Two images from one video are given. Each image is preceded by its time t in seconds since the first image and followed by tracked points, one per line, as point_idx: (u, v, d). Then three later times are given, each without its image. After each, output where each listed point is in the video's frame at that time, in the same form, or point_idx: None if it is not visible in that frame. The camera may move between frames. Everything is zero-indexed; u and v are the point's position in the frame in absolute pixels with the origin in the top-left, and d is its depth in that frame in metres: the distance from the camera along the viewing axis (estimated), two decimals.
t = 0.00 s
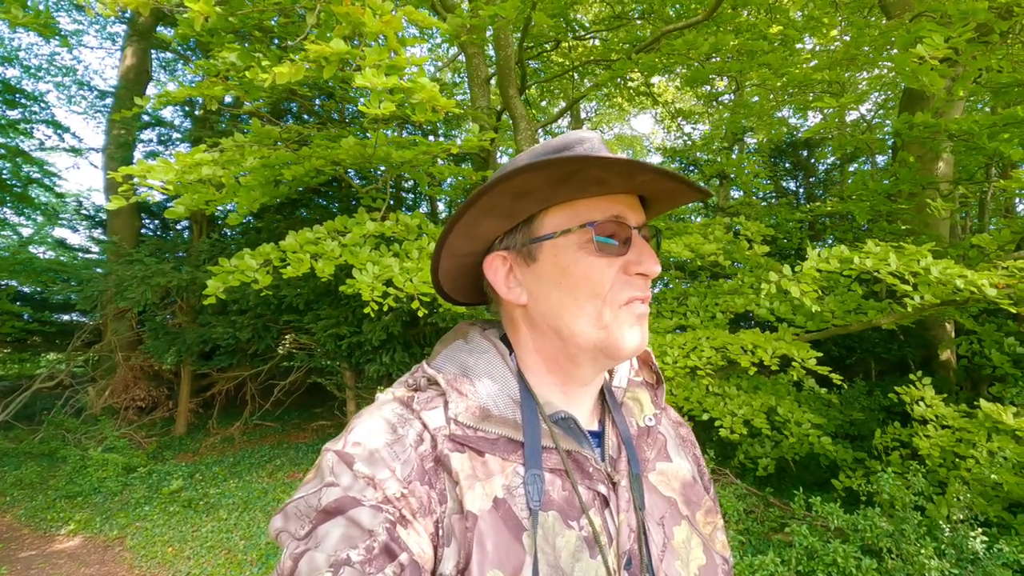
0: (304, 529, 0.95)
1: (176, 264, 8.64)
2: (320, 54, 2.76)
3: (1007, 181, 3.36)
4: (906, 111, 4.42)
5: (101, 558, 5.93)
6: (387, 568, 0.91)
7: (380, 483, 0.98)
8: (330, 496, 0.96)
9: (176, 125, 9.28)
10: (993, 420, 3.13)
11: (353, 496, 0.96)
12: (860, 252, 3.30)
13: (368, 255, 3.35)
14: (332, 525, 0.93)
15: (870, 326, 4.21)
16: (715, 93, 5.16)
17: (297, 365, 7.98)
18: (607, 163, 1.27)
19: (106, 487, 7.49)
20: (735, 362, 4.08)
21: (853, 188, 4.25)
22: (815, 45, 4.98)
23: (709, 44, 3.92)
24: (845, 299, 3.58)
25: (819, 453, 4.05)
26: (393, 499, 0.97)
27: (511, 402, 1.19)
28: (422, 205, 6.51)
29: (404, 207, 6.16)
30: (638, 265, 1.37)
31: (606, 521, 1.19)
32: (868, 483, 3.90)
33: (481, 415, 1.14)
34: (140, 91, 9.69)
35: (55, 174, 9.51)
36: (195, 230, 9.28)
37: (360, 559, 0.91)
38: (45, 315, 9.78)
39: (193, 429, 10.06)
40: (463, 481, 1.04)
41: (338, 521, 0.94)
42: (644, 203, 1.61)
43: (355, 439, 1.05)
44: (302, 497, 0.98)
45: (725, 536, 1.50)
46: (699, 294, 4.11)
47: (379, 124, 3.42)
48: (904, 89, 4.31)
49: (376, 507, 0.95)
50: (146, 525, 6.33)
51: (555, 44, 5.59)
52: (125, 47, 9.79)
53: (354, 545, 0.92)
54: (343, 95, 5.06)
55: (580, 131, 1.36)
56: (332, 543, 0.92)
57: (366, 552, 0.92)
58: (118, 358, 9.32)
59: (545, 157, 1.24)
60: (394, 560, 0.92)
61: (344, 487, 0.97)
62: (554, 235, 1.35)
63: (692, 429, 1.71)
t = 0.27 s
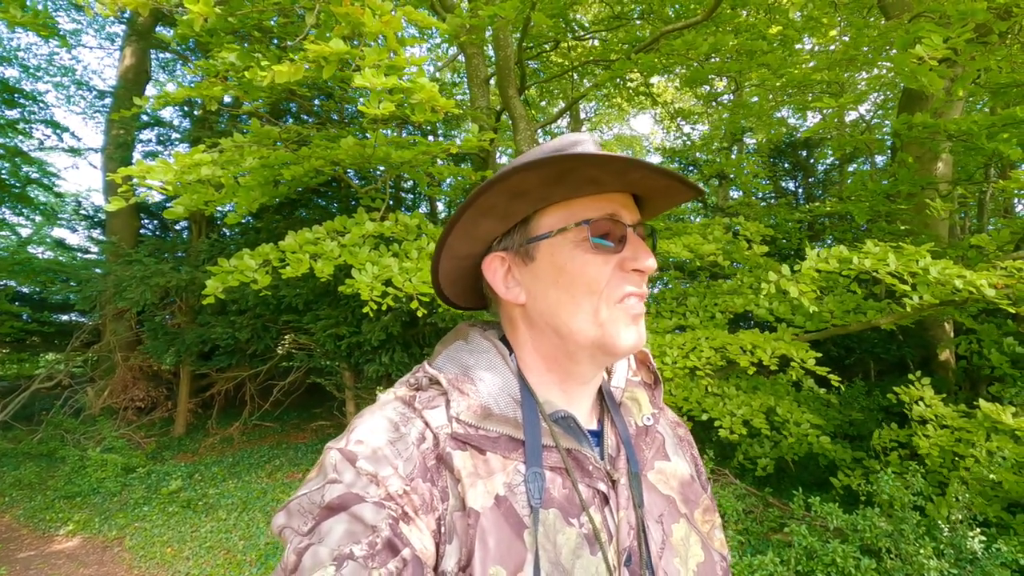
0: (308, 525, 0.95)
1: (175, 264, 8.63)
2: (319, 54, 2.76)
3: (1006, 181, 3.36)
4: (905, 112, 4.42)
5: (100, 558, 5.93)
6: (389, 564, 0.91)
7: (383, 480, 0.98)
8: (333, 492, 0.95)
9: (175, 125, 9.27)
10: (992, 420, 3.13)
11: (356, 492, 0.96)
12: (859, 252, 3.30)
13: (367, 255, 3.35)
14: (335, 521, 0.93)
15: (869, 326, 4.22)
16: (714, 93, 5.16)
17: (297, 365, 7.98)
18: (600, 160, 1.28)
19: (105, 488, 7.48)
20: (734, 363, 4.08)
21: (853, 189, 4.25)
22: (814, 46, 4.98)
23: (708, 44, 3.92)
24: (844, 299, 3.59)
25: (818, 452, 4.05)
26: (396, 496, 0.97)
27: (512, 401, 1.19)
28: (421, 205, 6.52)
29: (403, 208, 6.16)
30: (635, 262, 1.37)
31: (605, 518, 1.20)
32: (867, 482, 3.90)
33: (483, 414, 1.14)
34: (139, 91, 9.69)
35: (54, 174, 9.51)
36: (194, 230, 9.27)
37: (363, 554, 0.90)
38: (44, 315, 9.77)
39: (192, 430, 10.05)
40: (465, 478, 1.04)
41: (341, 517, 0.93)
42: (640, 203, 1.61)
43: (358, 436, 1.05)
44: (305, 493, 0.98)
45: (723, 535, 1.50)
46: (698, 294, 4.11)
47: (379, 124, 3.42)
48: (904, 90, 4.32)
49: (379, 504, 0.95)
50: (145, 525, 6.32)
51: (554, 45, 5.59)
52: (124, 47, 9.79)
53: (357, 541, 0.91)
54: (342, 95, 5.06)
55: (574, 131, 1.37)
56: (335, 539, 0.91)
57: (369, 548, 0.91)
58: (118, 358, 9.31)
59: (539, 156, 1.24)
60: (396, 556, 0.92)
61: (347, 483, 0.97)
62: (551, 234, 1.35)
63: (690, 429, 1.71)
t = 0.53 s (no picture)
0: (309, 523, 0.94)
1: (174, 264, 8.63)
2: (319, 54, 2.75)
3: (1004, 181, 3.37)
4: (903, 112, 4.43)
5: (99, 558, 5.92)
6: (390, 562, 0.91)
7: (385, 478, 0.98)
8: (335, 490, 0.95)
9: (174, 125, 9.27)
10: (990, 420, 3.13)
11: (358, 491, 0.96)
12: (858, 252, 3.31)
13: (366, 255, 3.35)
14: (336, 519, 0.93)
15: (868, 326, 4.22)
16: (713, 93, 5.16)
17: (296, 365, 7.97)
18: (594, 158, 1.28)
19: (103, 488, 7.47)
20: (733, 363, 4.08)
21: (851, 189, 4.26)
22: (813, 46, 4.98)
23: (708, 44, 3.92)
24: (843, 299, 3.59)
25: (818, 452, 4.05)
26: (397, 494, 0.97)
27: (512, 400, 1.19)
28: (421, 205, 6.52)
29: (402, 208, 6.16)
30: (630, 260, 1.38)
31: (605, 517, 1.20)
32: (866, 482, 3.90)
33: (484, 412, 1.14)
34: (138, 90, 9.68)
35: (53, 174, 9.51)
36: (193, 230, 9.26)
37: (365, 552, 0.90)
38: (42, 315, 9.76)
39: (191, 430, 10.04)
40: (466, 476, 1.04)
41: (342, 515, 0.93)
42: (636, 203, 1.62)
43: (359, 436, 1.05)
44: (306, 492, 0.97)
45: (722, 534, 1.50)
46: (697, 294, 4.12)
47: (378, 125, 3.42)
48: (903, 90, 4.32)
49: (381, 502, 0.95)
50: (144, 525, 6.32)
51: (554, 45, 5.60)
52: (123, 47, 9.78)
53: (358, 538, 0.91)
54: (342, 95, 5.06)
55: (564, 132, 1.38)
56: (337, 537, 0.91)
57: (370, 546, 0.91)
58: (116, 358, 9.31)
59: (533, 156, 1.25)
60: (397, 554, 0.92)
61: (348, 482, 0.97)
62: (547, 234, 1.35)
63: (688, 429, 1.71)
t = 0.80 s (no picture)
0: (308, 522, 0.94)
1: (173, 264, 8.62)
2: (319, 54, 2.75)
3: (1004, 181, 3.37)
4: (903, 112, 4.43)
5: (99, 559, 5.92)
6: (390, 562, 0.91)
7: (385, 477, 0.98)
8: (334, 490, 0.95)
9: (174, 125, 9.26)
10: (990, 420, 3.14)
11: (357, 490, 0.96)
12: (858, 252, 3.31)
13: (366, 255, 3.35)
14: (336, 519, 0.93)
15: (868, 327, 4.22)
16: (713, 93, 5.16)
17: (295, 365, 7.97)
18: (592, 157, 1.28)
19: (103, 488, 7.47)
20: (732, 363, 4.08)
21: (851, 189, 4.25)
22: (812, 46, 4.98)
23: (707, 45, 3.92)
24: (842, 299, 3.59)
25: (817, 453, 4.05)
26: (398, 493, 0.97)
27: (513, 400, 1.19)
28: (420, 205, 6.52)
29: (402, 208, 6.16)
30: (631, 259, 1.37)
31: (606, 517, 1.20)
32: (866, 482, 3.90)
33: (485, 412, 1.14)
34: (137, 90, 9.67)
35: (52, 174, 9.50)
36: (193, 230, 9.26)
37: (364, 552, 0.90)
38: (42, 315, 9.75)
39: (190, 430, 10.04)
40: (467, 476, 1.04)
41: (342, 514, 0.93)
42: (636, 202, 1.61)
43: (359, 435, 1.04)
44: (305, 491, 0.97)
45: (723, 534, 1.50)
46: (697, 294, 4.12)
47: (378, 125, 3.42)
48: (902, 90, 4.32)
49: (381, 501, 0.95)
50: (143, 526, 6.31)
51: (553, 45, 5.60)
52: (122, 47, 9.78)
53: (358, 538, 0.91)
54: (341, 95, 5.06)
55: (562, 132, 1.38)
56: (336, 536, 0.91)
57: (369, 545, 0.91)
58: (116, 358, 9.31)
59: (532, 156, 1.25)
60: (396, 553, 0.92)
61: (348, 481, 0.96)
62: (547, 234, 1.35)
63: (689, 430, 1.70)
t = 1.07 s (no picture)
0: (309, 521, 0.94)
1: (173, 264, 8.61)
2: (319, 54, 2.74)
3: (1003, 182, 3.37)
4: (903, 112, 4.43)
5: (98, 560, 5.91)
6: (391, 561, 0.91)
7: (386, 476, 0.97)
8: (336, 489, 0.95)
9: (173, 125, 9.26)
10: (989, 421, 3.14)
11: (359, 489, 0.95)
12: (858, 253, 3.31)
13: (366, 256, 3.34)
14: (338, 517, 0.92)
15: (868, 328, 4.22)
16: (712, 94, 5.15)
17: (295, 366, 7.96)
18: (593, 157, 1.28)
19: (102, 489, 7.46)
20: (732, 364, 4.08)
21: (851, 190, 4.24)
22: (812, 47, 4.99)
23: (707, 45, 3.91)
24: (842, 300, 3.59)
25: (817, 454, 4.05)
26: (400, 492, 0.97)
27: (516, 400, 1.19)
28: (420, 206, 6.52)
29: (402, 208, 6.15)
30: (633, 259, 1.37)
31: (608, 517, 1.20)
32: (866, 483, 3.90)
33: (488, 411, 1.14)
34: (137, 91, 9.67)
35: (52, 175, 9.50)
36: (192, 231, 9.25)
37: (365, 552, 0.90)
38: (41, 316, 9.74)
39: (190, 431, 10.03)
40: (470, 475, 1.03)
41: (344, 513, 0.93)
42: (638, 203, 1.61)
43: (362, 434, 1.04)
44: (307, 490, 0.97)
45: (725, 536, 1.49)
46: (696, 295, 4.12)
47: (378, 126, 3.42)
48: (902, 91, 4.32)
49: (383, 500, 0.95)
50: (142, 527, 6.31)
51: (553, 46, 5.60)
52: (122, 48, 9.78)
53: (359, 537, 0.91)
54: (341, 96, 5.06)
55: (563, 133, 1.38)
56: (337, 535, 0.91)
57: (371, 544, 0.91)
58: (115, 359, 9.30)
59: (534, 157, 1.25)
60: (398, 553, 0.92)
61: (350, 480, 0.96)
62: (549, 236, 1.36)
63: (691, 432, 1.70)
